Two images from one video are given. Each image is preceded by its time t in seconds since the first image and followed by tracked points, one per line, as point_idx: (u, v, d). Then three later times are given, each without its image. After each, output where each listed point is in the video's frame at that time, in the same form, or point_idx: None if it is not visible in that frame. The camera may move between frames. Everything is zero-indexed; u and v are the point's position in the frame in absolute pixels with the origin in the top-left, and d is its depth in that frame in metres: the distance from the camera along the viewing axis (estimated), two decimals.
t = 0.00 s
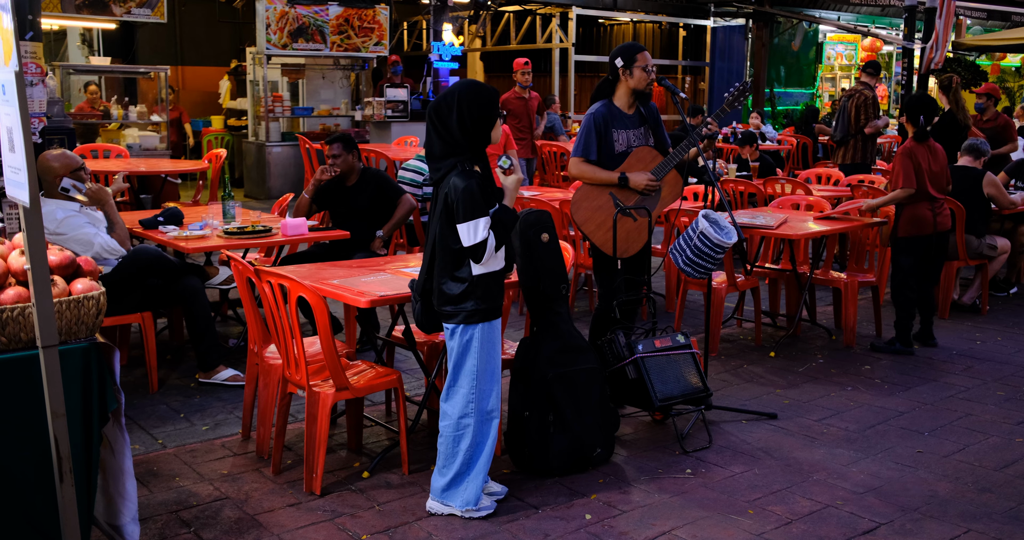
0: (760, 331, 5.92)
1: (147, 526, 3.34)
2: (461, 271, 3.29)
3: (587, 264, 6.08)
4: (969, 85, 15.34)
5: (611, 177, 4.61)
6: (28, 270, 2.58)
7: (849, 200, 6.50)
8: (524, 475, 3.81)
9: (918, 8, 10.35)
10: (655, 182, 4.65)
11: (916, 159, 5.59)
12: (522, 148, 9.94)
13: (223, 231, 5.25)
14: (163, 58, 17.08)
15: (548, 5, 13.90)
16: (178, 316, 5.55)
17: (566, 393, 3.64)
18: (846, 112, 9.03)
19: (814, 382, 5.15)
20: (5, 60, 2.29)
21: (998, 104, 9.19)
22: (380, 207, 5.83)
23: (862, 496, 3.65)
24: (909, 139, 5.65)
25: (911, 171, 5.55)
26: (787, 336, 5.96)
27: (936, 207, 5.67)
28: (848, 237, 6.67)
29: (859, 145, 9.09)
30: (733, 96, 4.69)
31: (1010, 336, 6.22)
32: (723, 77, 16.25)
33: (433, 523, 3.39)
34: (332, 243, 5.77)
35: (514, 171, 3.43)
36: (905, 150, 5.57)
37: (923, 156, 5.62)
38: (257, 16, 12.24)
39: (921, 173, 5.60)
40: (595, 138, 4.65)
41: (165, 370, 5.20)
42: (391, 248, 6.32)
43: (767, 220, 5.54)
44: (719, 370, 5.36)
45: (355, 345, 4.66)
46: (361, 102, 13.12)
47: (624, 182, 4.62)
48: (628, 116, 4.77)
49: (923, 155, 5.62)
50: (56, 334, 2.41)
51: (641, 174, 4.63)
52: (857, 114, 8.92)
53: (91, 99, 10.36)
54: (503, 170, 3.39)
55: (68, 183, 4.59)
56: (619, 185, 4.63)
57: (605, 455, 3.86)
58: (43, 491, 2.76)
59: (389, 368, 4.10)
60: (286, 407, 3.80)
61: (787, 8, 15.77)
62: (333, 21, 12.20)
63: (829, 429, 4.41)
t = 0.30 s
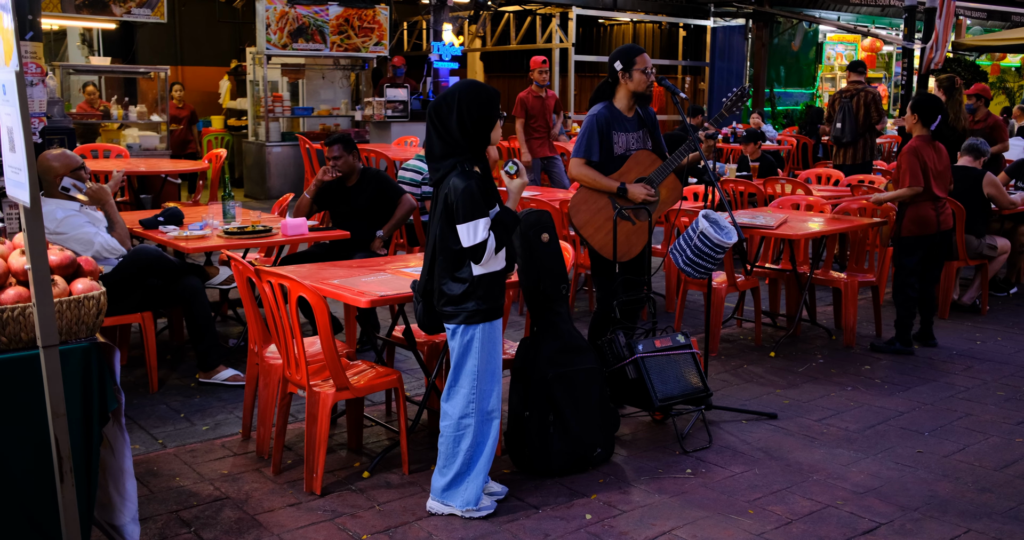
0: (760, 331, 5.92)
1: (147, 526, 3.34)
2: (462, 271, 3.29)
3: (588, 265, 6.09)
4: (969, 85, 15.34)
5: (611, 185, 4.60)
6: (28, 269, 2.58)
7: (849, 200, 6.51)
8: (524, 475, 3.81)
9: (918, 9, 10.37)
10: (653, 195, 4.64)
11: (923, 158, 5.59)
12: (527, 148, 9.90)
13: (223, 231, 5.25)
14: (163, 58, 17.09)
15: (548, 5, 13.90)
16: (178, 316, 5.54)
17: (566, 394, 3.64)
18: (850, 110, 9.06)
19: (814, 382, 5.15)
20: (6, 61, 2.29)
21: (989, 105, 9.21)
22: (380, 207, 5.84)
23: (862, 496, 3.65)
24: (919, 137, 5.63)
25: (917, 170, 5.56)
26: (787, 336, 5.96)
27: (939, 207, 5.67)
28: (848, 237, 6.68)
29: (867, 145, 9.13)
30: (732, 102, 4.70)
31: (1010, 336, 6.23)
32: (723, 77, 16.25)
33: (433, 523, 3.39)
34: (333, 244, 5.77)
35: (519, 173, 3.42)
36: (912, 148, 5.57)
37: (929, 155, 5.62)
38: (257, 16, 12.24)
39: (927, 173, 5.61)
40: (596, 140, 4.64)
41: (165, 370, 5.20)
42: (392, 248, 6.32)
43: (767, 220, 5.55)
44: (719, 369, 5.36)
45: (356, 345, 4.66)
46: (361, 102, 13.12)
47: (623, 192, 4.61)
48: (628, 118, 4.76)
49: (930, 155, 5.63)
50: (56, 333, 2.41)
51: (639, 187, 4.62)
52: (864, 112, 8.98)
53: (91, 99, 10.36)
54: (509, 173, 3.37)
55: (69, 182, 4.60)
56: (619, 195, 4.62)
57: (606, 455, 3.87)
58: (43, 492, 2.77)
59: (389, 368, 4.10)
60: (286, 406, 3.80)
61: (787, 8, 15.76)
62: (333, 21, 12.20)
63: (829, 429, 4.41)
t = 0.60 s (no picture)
0: (760, 332, 5.93)
1: (148, 526, 3.34)
2: (462, 271, 3.29)
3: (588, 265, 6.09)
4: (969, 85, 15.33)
5: (612, 185, 4.62)
6: (30, 270, 2.58)
7: (849, 200, 6.51)
8: (525, 475, 3.82)
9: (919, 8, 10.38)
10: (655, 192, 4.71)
11: (919, 160, 5.58)
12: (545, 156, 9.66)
13: (224, 231, 5.26)
14: (164, 59, 17.10)
15: (548, 5, 13.90)
16: (178, 316, 5.55)
17: (566, 394, 3.64)
18: (853, 109, 9.14)
19: (815, 382, 5.16)
20: (8, 61, 2.29)
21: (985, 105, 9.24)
22: (380, 207, 5.84)
23: (863, 496, 3.66)
24: (918, 139, 5.64)
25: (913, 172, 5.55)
26: (788, 337, 5.96)
27: (935, 208, 5.68)
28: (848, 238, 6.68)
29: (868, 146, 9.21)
30: (730, 109, 4.70)
31: (1011, 336, 6.23)
32: (723, 77, 16.26)
33: (434, 523, 3.40)
34: (333, 245, 5.77)
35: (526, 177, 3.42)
36: (910, 150, 5.57)
37: (926, 156, 5.62)
38: (257, 17, 12.24)
39: (923, 175, 5.61)
40: (598, 144, 4.63)
41: (166, 370, 5.20)
42: (392, 248, 6.32)
43: (767, 220, 5.55)
44: (720, 370, 5.37)
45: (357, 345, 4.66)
46: (361, 102, 13.13)
47: (626, 191, 4.65)
48: (627, 121, 4.77)
49: (929, 157, 5.64)
50: (58, 333, 2.40)
51: (643, 182, 4.69)
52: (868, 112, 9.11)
53: (91, 99, 10.37)
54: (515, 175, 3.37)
55: (70, 181, 4.58)
56: (621, 193, 4.66)
57: (606, 455, 3.87)
58: (44, 491, 2.77)
59: (390, 368, 4.10)
60: (287, 407, 3.81)
61: (787, 8, 15.76)
62: (333, 21, 12.20)
63: (829, 429, 4.42)
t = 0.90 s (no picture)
0: (760, 331, 5.93)
1: (149, 526, 3.34)
2: (462, 271, 3.29)
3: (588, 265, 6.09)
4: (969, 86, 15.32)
5: (616, 179, 4.62)
6: (30, 270, 2.58)
7: (849, 200, 6.51)
8: (525, 475, 3.82)
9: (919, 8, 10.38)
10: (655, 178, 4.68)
11: (905, 163, 5.60)
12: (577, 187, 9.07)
13: (224, 231, 5.26)
14: (164, 58, 17.10)
15: (548, 5, 13.89)
16: (178, 316, 5.55)
17: (567, 394, 3.64)
18: (851, 111, 9.07)
19: (815, 382, 5.16)
20: (8, 61, 2.30)
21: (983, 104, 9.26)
22: (380, 207, 5.84)
23: (863, 496, 3.65)
24: (908, 140, 5.65)
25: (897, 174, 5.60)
26: (788, 337, 5.96)
27: (930, 208, 5.67)
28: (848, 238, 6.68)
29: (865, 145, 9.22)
30: (726, 112, 4.70)
31: (1011, 336, 6.23)
32: (723, 77, 16.26)
33: (434, 523, 3.40)
34: (333, 244, 5.78)
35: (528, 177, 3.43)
36: (896, 152, 5.61)
37: (917, 156, 5.62)
38: (257, 17, 12.23)
39: (911, 176, 5.62)
40: (598, 145, 4.63)
41: (166, 370, 5.20)
42: (392, 248, 6.31)
43: (768, 220, 5.54)
44: (720, 370, 5.37)
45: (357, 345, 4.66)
46: (361, 102, 13.12)
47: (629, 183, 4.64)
48: (626, 123, 4.77)
49: (921, 158, 5.64)
50: (58, 333, 2.40)
51: (643, 167, 4.66)
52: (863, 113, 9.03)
53: (92, 99, 10.38)
54: (520, 175, 3.41)
55: (71, 179, 4.57)
56: (623, 187, 4.66)
57: (607, 455, 3.87)
58: (44, 491, 2.77)
59: (390, 368, 4.10)
60: (287, 407, 3.81)
61: (787, 8, 15.74)
62: (333, 21, 12.20)
63: (829, 429, 4.42)
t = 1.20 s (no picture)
0: (760, 332, 5.93)
1: (149, 526, 3.34)
2: (462, 271, 3.29)
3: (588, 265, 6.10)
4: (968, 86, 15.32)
5: (620, 181, 4.61)
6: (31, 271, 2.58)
7: (849, 200, 6.51)
8: (525, 475, 3.82)
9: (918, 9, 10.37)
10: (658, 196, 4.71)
11: (890, 165, 5.65)
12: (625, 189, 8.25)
13: (224, 231, 5.26)
14: (164, 59, 17.11)
15: (548, 5, 13.89)
16: (178, 316, 5.54)
17: (567, 394, 3.64)
18: (841, 113, 9.05)
19: (815, 382, 5.16)
20: (8, 62, 2.29)
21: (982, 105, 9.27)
22: (380, 207, 5.84)
23: (863, 496, 3.66)
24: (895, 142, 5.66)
25: (883, 179, 5.70)
26: (788, 337, 5.96)
27: (928, 207, 5.63)
28: (848, 238, 6.68)
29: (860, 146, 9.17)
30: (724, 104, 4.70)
31: (1010, 336, 6.23)
32: (723, 77, 16.26)
33: (434, 523, 3.40)
34: (333, 245, 5.78)
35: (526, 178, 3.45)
36: (881, 155, 5.69)
37: (903, 158, 5.62)
38: (257, 17, 12.24)
39: (897, 177, 5.64)
40: (601, 138, 4.62)
41: (165, 370, 5.20)
42: (392, 248, 6.31)
43: (767, 220, 5.55)
44: (720, 370, 5.37)
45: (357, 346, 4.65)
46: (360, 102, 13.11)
47: (633, 186, 4.64)
48: (625, 118, 4.78)
49: (910, 158, 5.62)
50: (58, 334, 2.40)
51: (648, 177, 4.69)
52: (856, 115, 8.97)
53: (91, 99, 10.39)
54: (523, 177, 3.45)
55: (71, 179, 4.58)
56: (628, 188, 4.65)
57: (606, 455, 3.87)
58: (44, 492, 2.77)
59: (390, 368, 4.10)
60: (287, 407, 3.81)
61: (787, 8, 15.72)
62: (333, 22, 12.20)
63: (829, 429, 4.42)
